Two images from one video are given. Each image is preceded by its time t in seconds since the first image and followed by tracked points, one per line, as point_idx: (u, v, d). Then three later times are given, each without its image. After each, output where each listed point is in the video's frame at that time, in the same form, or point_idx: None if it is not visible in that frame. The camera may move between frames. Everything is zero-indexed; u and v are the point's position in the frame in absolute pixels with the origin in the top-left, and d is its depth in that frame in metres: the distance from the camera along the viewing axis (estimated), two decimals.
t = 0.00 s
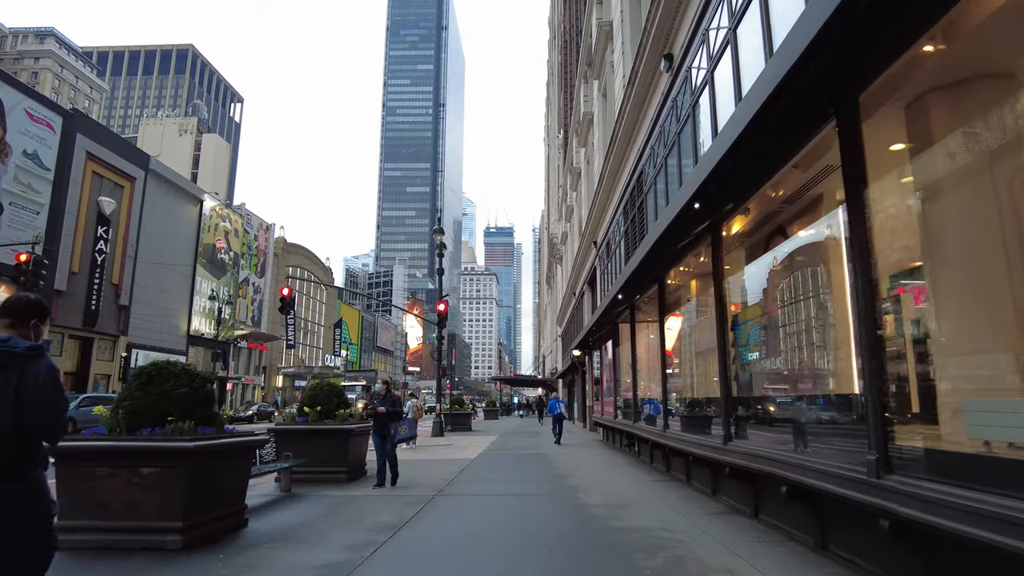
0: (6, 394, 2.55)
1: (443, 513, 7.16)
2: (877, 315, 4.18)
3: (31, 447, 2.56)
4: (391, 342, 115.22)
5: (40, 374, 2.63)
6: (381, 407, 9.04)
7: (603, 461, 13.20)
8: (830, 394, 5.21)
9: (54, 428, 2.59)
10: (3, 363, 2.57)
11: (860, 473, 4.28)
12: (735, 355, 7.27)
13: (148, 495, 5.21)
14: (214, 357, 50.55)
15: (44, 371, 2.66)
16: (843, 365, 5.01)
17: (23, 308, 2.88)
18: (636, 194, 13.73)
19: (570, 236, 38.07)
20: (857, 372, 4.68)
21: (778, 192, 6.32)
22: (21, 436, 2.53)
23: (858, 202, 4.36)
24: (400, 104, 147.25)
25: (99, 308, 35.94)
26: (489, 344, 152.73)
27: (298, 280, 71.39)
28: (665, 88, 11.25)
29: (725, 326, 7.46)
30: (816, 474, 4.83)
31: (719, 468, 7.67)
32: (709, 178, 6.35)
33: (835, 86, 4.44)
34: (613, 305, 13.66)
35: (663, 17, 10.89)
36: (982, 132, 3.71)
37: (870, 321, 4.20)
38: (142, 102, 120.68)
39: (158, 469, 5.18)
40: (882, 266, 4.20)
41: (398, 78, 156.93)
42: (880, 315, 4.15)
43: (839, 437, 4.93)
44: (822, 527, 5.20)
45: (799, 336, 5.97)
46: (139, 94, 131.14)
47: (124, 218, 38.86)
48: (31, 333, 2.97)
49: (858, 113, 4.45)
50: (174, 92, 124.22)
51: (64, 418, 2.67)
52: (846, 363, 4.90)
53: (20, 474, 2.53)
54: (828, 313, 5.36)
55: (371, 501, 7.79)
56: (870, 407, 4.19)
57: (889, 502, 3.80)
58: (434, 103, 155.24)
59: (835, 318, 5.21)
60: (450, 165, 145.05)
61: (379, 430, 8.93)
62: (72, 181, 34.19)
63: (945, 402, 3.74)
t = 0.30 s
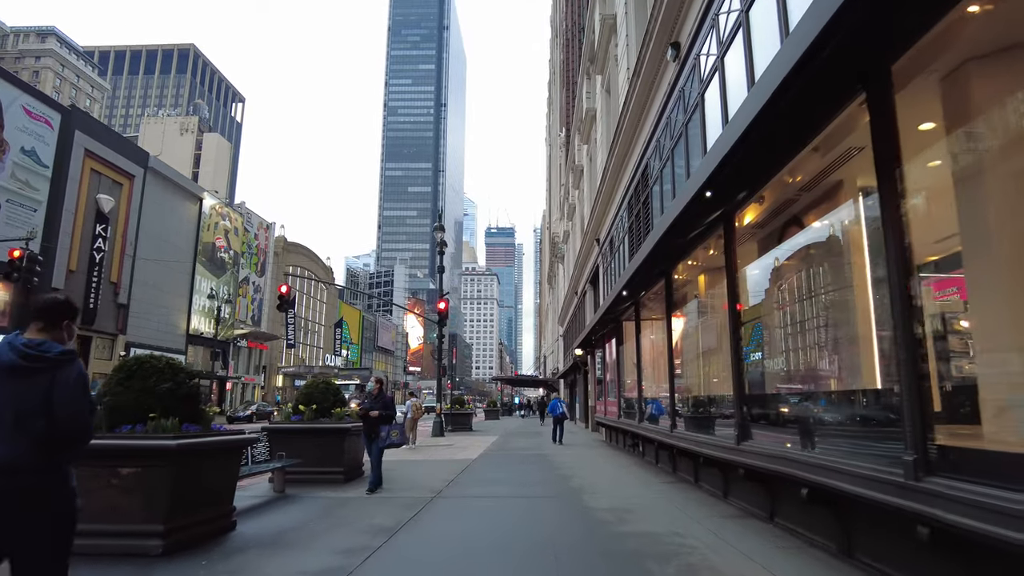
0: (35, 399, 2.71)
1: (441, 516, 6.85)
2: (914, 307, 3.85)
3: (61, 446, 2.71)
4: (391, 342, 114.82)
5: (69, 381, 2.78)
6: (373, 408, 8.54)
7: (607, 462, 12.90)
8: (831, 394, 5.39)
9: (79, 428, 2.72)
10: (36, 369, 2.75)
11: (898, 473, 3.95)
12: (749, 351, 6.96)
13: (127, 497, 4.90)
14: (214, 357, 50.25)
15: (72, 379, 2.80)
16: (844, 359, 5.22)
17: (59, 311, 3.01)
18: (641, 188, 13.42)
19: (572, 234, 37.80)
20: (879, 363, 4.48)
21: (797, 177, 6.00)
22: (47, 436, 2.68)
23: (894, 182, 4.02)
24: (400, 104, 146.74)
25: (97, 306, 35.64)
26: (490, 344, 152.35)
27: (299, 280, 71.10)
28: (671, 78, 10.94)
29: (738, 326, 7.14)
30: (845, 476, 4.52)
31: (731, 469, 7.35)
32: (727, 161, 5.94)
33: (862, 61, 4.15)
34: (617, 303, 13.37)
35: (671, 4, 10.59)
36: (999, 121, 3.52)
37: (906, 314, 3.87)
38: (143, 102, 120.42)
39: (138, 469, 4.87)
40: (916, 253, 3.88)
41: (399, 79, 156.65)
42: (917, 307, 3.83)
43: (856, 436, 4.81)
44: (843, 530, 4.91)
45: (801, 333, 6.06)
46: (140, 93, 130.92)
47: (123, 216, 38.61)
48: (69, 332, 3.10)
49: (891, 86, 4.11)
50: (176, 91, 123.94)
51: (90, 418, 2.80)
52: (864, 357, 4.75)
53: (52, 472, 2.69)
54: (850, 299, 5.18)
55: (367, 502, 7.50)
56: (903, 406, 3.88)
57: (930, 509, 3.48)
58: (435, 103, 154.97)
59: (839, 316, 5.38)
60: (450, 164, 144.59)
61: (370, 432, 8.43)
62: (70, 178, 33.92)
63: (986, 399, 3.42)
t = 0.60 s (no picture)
0: (61, 391, 2.89)
1: (440, 523, 6.53)
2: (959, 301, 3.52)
3: (83, 436, 2.89)
4: (392, 342, 114.52)
5: (95, 374, 2.97)
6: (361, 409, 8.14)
7: (610, 464, 12.62)
8: (834, 394, 5.45)
9: (102, 419, 2.91)
10: (62, 364, 2.93)
11: (939, 484, 3.61)
12: (762, 350, 6.65)
13: (104, 505, 4.61)
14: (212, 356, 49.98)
15: (98, 372, 2.98)
16: (847, 360, 5.34)
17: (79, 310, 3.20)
18: (646, 183, 13.13)
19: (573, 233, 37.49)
20: (906, 365, 4.34)
21: (816, 167, 5.68)
22: (75, 427, 2.88)
23: (934, 168, 3.67)
24: (401, 104, 146.38)
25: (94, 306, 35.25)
26: (490, 344, 152.36)
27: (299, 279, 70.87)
28: (678, 68, 10.65)
29: (752, 328, 6.81)
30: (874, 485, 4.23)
31: (742, 473, 7.02)
32: (742, 148, 5.60)
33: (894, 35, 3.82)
34: (620, 301, 13.08)
35: None
36: None
37: (948, 309, 3.54)
38: (143, 101, 120.02)
39: (114, 475, 4.60)
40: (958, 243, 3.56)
41: (400, 78, 156.40)
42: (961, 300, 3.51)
43: (865, 440, 4.83)
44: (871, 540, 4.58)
45: (807, 333, 6.01)
46: (140, 93, 130.64)
47: (121, 214, 38.31)
48: (93, 330, 3.32)
49: (925, 60, 3.78)
50: (176, 91, 123.65)
51: (114, 409, 2.98)
52: (890, 358, 4.60)
53: (75, 459, 2.88)
54: (855, 297, 5.31)
55: (363, 508, 7.20)
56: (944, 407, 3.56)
57: (975, 525, 3.18)
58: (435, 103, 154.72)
59: (838, 317, 5.55)
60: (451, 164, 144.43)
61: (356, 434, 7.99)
62: (66, 176, 33.61)
63: None
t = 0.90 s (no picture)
0: (79, 390, 2.85)
1: (435, 527, 6.19)
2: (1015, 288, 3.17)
3: (103, 434, 2.82)
4: (391, 341, 114.09)
5: (114, 369, 2.94)
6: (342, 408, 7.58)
7: (613, 465, 12.26)
8: (850, 391, 5.18)
9: (119, 414, 2.82)
10: (80, 361, 2.90)
11: (986, 488, 3.34)
12: (776, 346, 6.32)
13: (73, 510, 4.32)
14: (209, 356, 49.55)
15: (115, 368, 2.94)
16: (867, 354, 5.01)
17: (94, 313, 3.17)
18: (649, 176, 12.78)
19: (574, 231, 37.15)
20: (942, 360, 4.02)
21: (835, 148, 5.35)
22: (99, 425, 2.84)
23: (980, 140, 3.35)
24: (400, 103, 145.92)
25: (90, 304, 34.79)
26: (489, 343, 151.91)
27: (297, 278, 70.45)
28: (684, 56, 10.30)
29: (768, 323, 6.48)
30: (898, 486, 3.99)
31: (754, 476, 6.68)
32: (761, 124, 5.22)
33: None
34: (623, 297, 12.72)
35: None
36: None
37: (1001, 294, 3.20)
38: (141, 100, 119.23)
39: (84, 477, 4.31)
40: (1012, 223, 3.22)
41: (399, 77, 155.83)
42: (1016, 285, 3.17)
43: (866, 439, 4.81)
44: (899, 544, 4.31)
45: (820, 328, 5.70)
46: (138, 91, 129.93)
47: (117, 212, 37.90)
48: (103, 331, 3.28)
49: (969, 23, 3.46)
50: (174, 89, 122.98)
51: (134, 405, 2.90)
52: (914, 351, 4.38)
53: (97, 457, 2.81)
54: (857, 297, 5.25)
55: (355, 511, 6.86)
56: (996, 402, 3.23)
57: None
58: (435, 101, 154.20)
59: (851, 310, 5.31)
60: (450, 163, 143.97)
61: (338, 435, 7.47)
62: (62, 173, 33.25)
63: None
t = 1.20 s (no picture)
0: (114, 379, 2.78)
1: (435, 528, 5.94)
2: None
3: (135, 425, 2.74)
4: (391, 341, 113.77)
5: (146, 360, 2.82)
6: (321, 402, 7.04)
7: (617, 464, 11.99)
8: (872, 385, 4.87)
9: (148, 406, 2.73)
10: (113, 351, 2.83)
11: None
12: (793, 338, 6.01)
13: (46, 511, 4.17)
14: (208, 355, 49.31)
15: (148, 358, 2.83)
16: (891, 344, 4.70)
17: (136, 303, 3.10)
18: (654, 169, 12.52)
19: (575, 229, 36.91)
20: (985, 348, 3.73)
21: (856, 129, 5.09)
22: (130, 416, 2.76)
23: None
24: (401, 102, 145.55)
25: (88, 303, 34.56)
26: (490, 343, 151.78)
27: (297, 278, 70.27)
28: (690, 43, 10.04)
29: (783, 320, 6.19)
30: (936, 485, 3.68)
31: (766, 474, 6.38)
32: (778, 105, 4.98)
33: None
34: (627, 293, 12.47)
35: None
36: None
37: None
38: (141, 100, 119.11)
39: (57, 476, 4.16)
40: None
41: (400, 77, 155.68)
42: None
43: (872, 441, 4.74)
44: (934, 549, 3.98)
45: (840, 319, 5.38)
46: (138, 91, 129.78)
47: (115, 210, 37.66)
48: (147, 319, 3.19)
49: None
50: (174, 89, 122.88)
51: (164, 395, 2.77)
52: (947, 339, 4.09)
53: (132, 449, 2.76)
54: (856, 298, 5.20)
55: (352, 511, 6.59)
56: None
57: None
58: (435, 101, 154.10)
59: (870, 297, 5.01)
60: (451, 163, 143.85)
61: (320, 431, 6.84)
62: (59, 171, 32.97)
63: None
